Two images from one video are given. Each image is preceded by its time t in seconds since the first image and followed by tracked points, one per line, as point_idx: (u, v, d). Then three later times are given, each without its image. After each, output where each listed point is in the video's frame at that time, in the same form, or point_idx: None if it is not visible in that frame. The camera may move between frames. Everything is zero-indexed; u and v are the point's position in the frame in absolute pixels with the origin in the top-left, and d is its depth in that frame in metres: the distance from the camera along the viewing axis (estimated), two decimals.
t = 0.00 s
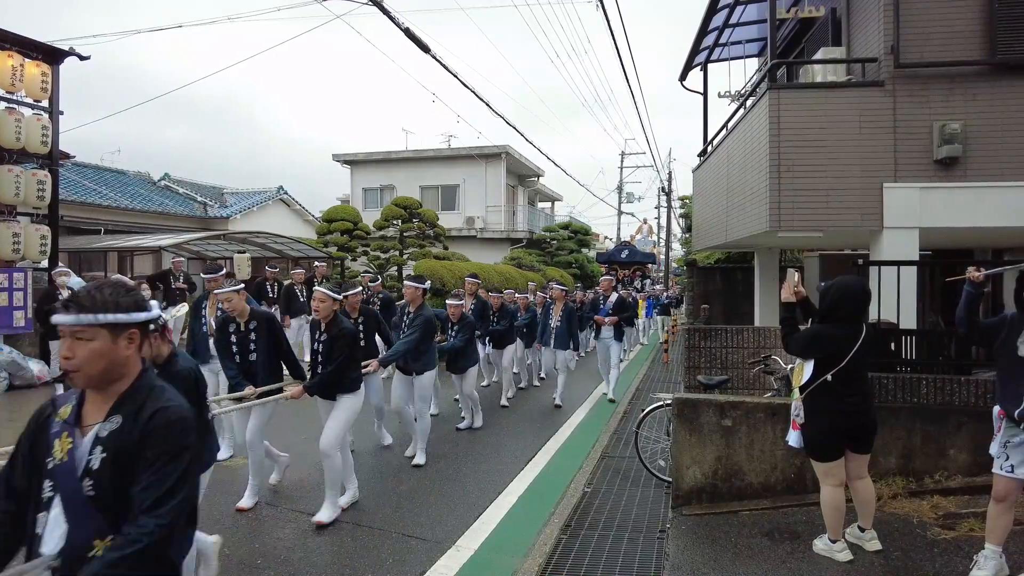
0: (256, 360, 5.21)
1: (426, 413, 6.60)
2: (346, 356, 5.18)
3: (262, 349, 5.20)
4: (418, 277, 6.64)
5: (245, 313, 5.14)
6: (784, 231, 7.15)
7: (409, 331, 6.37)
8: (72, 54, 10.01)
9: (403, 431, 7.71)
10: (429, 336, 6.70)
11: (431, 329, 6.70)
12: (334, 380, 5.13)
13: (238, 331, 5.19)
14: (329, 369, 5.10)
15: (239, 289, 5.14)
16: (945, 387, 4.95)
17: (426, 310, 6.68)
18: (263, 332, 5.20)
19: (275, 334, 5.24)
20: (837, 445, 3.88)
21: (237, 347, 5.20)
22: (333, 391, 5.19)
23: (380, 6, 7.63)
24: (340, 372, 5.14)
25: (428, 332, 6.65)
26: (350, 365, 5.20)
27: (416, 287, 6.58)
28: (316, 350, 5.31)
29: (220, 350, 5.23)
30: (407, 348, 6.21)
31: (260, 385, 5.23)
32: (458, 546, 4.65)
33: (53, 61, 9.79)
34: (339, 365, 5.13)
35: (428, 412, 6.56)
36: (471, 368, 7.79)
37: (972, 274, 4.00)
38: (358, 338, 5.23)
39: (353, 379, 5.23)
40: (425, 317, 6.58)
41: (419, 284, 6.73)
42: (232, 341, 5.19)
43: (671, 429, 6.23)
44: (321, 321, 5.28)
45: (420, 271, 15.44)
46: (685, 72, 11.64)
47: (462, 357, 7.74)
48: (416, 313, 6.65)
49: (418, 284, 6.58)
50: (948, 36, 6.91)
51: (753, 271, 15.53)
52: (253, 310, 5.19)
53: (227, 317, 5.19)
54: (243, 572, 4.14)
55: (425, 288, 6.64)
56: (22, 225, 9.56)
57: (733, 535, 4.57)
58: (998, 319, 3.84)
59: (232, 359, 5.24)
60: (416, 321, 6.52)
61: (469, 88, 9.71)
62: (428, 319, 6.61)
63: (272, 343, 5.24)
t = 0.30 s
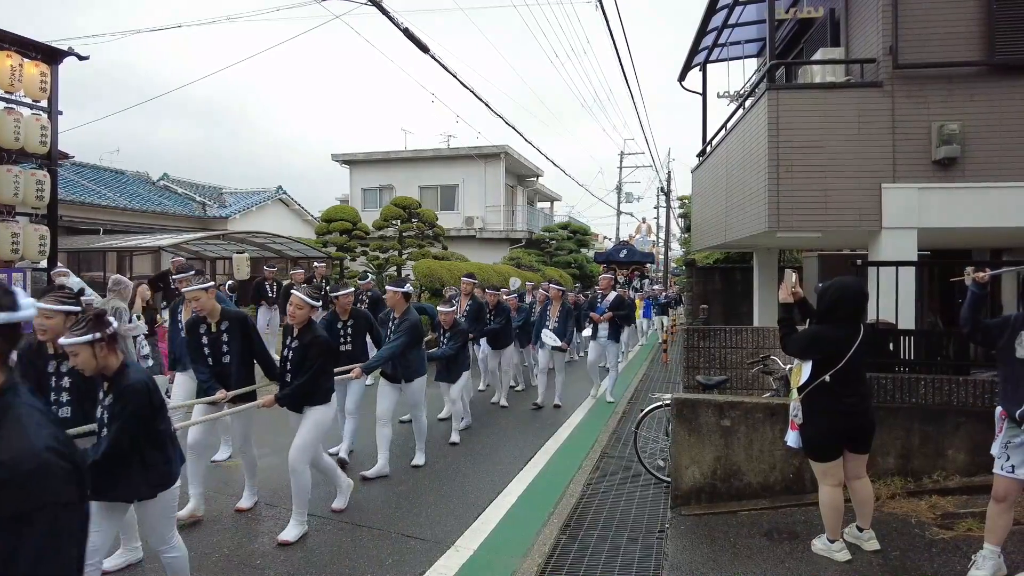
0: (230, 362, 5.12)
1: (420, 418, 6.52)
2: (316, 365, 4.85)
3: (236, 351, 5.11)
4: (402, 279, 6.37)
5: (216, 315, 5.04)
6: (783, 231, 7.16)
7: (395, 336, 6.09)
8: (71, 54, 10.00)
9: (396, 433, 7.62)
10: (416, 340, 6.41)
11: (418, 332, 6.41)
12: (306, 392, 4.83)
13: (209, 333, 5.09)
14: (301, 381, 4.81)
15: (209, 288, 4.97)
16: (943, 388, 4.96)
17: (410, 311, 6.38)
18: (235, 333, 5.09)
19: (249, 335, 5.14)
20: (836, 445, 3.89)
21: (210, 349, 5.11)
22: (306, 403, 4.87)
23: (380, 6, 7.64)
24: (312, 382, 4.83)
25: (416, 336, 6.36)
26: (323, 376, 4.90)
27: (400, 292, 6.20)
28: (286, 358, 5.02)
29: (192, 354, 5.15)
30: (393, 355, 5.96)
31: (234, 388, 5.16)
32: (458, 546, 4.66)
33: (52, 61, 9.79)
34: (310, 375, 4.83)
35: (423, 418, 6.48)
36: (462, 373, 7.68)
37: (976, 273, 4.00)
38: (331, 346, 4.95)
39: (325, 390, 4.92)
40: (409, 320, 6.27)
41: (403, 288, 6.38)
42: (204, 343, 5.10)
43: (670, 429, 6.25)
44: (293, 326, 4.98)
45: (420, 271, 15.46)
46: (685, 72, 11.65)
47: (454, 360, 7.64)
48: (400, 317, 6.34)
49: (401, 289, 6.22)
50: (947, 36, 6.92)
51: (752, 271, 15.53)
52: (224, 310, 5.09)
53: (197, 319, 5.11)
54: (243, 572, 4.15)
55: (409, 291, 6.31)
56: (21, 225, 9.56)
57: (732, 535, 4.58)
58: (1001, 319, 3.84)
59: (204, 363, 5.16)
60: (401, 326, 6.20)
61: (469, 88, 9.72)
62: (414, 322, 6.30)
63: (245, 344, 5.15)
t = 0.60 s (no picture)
0: (196, 365, 4.81)
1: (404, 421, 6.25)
2: (290, 365, 4.54)
3: (200, 353, 4.80)
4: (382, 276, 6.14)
5: (180, 316, 4.72)
6: (783, 231, 7.16)
7: (377, 335, 5.89)
8: (72, 55, 10.01)
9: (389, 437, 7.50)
10: (399, 339, 6.22)
11: (401, 331, 6.22)
12: (278, 393, 4.51)
13: (173, 335, 4.78)
14: (274, 382, 4.50)
15: (172, 287, 4.65)
16: (944, 388, 4.96)
17: (393, 310, 6.19)
18: (200, 335, 4.77)
19: (215, 336, 4.81)
20: (836, 445, 3.89)
21: (173, 352, 4.79)
22: (279, 406, 4.55)
23: (381, 6, 7.65)
24: (286, 382, 4.51)
25: (398, 335, 6.17)
26: (297, 376, 4.57)
27: (380, 290, 6.03)
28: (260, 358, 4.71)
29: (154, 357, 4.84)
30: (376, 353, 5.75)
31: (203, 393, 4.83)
32: (459, 547, 4.66)
33: (53, 61, 9.79)
34: (284, 376, 4.50)
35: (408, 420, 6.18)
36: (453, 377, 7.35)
37: (982, 274, 4.01)
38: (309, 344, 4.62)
39: (301, 393, 4.61)
40: (391, 319, 6.06)
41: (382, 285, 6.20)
42: (166, 345, 4.78)
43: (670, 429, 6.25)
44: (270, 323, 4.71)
45: (420, 272, 15.47)
46: (685, 72, 11.65)
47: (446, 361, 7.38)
48: (382, 317, 6.14)
49: (381, 286, 6.05)
50: (947, 36, 6.93)
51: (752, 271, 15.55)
52: (188, 310, 4.77)
53: (161, 320, 4.81)
54: (244, 573, 4.15)
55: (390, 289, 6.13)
56: (21, 224, 9.57)
57: (734, 535, 4.58)
58: (1007, 320, 3.85)
59: (169, 365, 4.84)
60: (383, 325, 6.00)
61: (469, 88, 9.72)
62: (397, 321, 6.11)
63: (210, 345, 4.83)
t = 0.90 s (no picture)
0: (165, 369, 4.59)
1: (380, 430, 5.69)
2: (259, 376, 4.26)
3: (172, 355, 4.59)
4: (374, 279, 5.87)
5: (150, 316, 4.55)
6: (783, 231, 7.16)
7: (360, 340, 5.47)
8: (73, 55, 10.03)
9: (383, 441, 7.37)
10: (383, 345, 5.79)
11: (386, 337, 5.79)
12: (248, 406, 4.22)
13: (142, 336, 4.55)
14: (241, 396, 4.21)
15: (138, 285, 4.50)
16: (944, 388, 4.96)
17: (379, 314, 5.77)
18: (170, 335, 4.59)
19: (187, 336, 4.66)
20: (839, 445, 3.88)
21: (141, 352, 4.54)
22: (249, 421, 4.27)
23: (381, 6, 7.66)
24: (257, 396, 4.24)
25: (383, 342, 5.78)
26: (271, 389, 4.32)
27: (368, 294, 5.69)
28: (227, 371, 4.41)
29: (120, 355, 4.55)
30: (359, 360, 5.32)
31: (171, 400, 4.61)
32: (459, 546, 4.66)
33: (53, 61, 9.80)
34: (254, 388, 4.23)
35: (386, 429, 5.72)
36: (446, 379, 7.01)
37: (983, 273, 4.01)
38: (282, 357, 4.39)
39: (275, 406, 4.33)
40: (376, 325, 5.64)
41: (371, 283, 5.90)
42: (134, 345, 4.53)
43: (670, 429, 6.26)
44: (234, 334, 4.43)
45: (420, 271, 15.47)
46: (685, 72, 11.66)
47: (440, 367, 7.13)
48: (367, 320, 5.73)
49: (370, 289, 5.75)
50: (948, 36, 6.92)
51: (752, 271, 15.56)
52: (158, 310, 4.60)
53: (130, 320, 4.56)
54: (244, 573, 4.15)
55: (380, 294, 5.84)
56: (22, 225, 9.57)
57: (734, 535, 4.58)
58: (1009, 319, 3.84)
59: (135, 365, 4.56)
60: (367, 330, 5.59)
61: (469, 88, 9.73)
62: (382, 327, 5.68)
63: (180, 347, 4.64)
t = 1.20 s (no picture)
0: (129, 381, 4.21)
1: (375, 438, 5.51)
2: (214, 375, 3.98)
3: (137, 364, 4.22)
4: (365, 279, 5.54)
5: (115, 322, 4.18)
6: (783, 231, 7.15)
7: (347, 341, 5.33)
8: (72, 55, 10.02)
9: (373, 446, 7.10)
10: (375, 348, 5.62)
11: (376, 341, 5.63)
12: (206, 406, 3.99)
13: (105, 344, 4.18)
14: (200, 395, 3.97)
15: (104, 288, 4.14)
16: (944, 387, 4.96)
17: (370, 316, 5.60)
18: (137, 344, 4.21)
19: (155, 341, 4.29)
20: (841, 445, 3.87)
21: (103, 362, 4.17)
22: (211, 423, 4.06)
23: (380, 6, 7.65)
24: (216, 391, 3.99)
25: (375, 344, 5.59)
26: (229, 386, 4.06)
27: (358, 293, 5.49)
28: (184, 370, 4.18)
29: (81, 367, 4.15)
30: (343, 364, 5.14)
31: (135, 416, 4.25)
32: (459, 546, 4.65)
33: (53, 61, 9.79)
34: (211, 386, 3.98)
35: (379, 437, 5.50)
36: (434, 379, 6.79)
37: (984, 273, 4.00)
38: (238, 346, 4.10)
39: (236, 405, 4.08)
40: (365, 326, 5.48)
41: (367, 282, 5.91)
42: (95, 355, 4.15)
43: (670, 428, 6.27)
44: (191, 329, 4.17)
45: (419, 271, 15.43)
46: (685, 72, 11.66)
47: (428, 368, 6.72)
48: (356, 322, 5.57)
49: (360, 290, 5.50)
50: (948, 36, 6.92)
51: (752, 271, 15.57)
52: (124, 316, 4.22)
53: (93, 327, 4.20)
54: (243, 573, 4.15)
55: (369, 294, 5.53)
56: (21, 225, 9.56)
57: (734, 535, 4.58)
58: (1008, 318, 3.83)
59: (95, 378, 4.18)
60: (356, 332, 5.43)
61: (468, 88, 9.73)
62: (373, 329, 5.53)
63: (147, 356, 4.28)
